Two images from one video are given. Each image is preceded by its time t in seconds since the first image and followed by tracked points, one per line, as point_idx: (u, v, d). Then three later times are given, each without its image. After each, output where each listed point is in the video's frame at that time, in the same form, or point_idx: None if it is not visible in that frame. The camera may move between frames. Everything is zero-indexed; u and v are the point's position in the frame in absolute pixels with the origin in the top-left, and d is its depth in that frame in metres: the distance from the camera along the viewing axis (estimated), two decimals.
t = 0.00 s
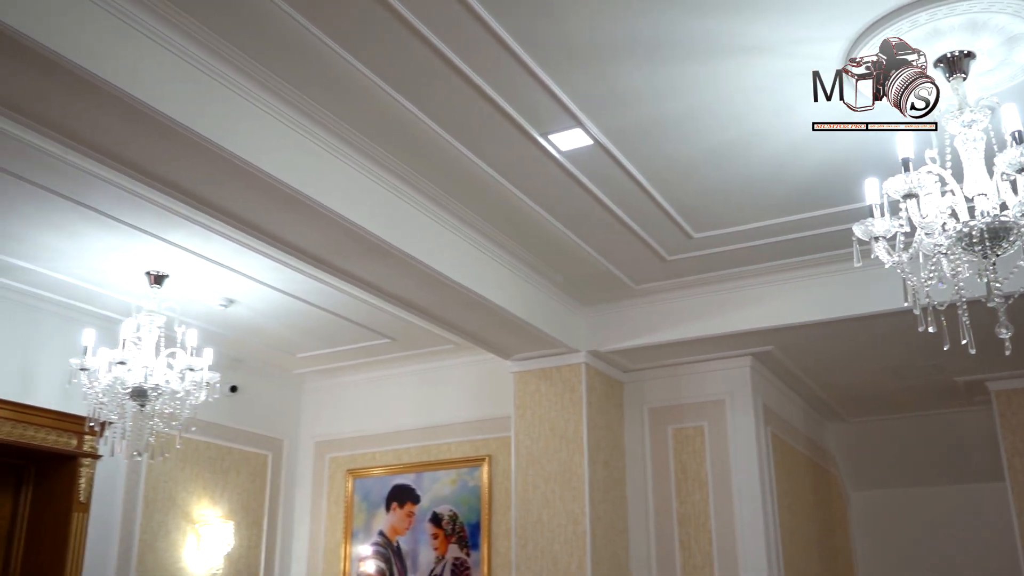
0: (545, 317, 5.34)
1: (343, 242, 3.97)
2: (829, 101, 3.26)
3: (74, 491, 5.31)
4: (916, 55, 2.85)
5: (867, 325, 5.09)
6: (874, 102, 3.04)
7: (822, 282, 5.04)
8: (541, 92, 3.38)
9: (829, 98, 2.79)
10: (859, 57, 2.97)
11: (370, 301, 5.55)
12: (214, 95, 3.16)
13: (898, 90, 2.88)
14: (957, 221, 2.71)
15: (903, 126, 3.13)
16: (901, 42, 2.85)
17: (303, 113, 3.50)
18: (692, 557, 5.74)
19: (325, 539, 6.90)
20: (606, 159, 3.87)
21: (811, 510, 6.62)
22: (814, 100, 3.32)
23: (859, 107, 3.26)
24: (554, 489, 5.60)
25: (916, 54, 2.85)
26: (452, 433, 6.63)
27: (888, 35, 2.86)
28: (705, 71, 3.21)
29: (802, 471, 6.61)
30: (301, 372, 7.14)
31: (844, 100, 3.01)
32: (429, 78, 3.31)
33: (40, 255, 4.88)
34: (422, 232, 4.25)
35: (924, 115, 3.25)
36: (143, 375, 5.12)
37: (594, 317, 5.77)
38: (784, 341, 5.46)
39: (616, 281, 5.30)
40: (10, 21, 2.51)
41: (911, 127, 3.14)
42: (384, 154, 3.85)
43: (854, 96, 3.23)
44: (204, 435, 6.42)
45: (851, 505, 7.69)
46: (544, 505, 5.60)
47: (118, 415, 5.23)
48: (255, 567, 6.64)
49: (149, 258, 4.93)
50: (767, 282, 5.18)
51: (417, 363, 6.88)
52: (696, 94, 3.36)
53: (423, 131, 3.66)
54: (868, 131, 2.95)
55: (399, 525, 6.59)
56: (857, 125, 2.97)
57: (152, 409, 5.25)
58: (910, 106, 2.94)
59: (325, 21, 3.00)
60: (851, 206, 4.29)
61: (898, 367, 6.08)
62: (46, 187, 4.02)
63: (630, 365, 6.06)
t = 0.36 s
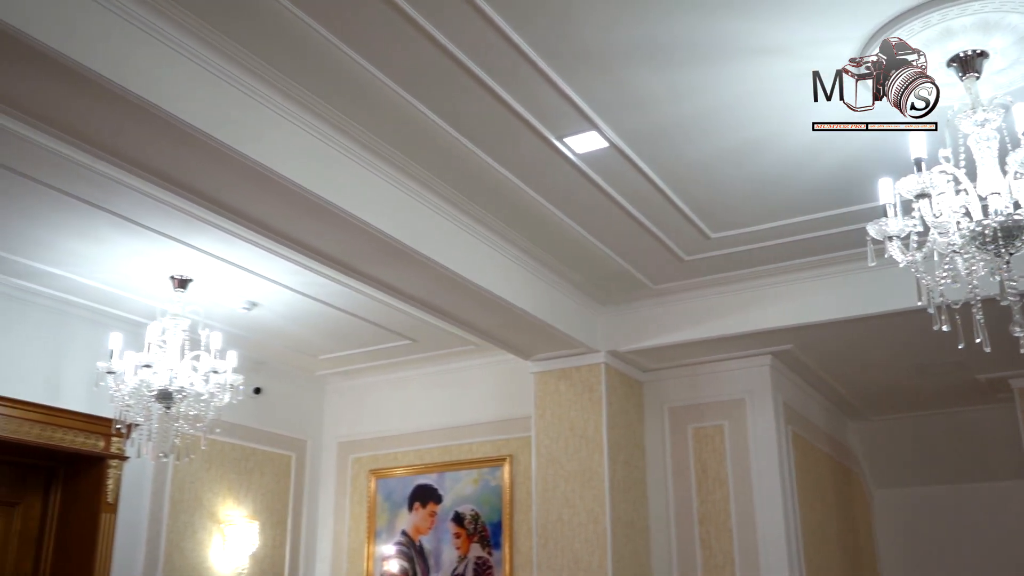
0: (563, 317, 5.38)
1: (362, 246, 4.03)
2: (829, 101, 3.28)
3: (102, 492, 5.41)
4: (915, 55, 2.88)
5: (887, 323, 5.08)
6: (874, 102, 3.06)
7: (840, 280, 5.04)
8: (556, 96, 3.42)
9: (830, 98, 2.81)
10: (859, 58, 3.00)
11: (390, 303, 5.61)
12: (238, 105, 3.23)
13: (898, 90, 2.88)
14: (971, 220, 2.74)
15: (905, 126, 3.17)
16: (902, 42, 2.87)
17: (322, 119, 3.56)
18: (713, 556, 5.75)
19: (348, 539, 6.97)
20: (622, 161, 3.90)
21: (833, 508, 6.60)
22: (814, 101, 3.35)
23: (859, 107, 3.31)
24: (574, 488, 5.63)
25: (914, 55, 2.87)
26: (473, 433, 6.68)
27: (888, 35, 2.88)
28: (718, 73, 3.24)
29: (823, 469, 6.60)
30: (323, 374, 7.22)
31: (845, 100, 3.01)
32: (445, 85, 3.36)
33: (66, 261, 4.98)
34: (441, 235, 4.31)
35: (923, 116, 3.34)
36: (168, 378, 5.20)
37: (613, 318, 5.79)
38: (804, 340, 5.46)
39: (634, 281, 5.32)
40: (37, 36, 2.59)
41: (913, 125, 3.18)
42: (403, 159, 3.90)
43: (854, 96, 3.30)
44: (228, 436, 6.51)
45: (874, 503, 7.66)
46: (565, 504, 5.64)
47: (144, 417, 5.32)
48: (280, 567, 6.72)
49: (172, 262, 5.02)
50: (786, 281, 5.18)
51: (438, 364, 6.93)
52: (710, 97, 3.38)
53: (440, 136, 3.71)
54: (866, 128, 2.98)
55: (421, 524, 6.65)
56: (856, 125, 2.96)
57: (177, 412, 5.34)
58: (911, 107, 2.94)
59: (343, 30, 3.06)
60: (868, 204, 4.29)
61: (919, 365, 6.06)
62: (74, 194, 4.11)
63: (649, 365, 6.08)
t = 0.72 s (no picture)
0: (583, 318, 5.40)
1: (383, 248, 4.08)
2: (829, 100, 3.30)
3: (130, 492, 5.51)
4: (915, 55, 2.98)
5: (908, 321, 5.07)
6: (874, 101, 3.15)
7: (861, 278, 5.03)
8: (573, 99, 3.46)
9: (830, 97, 2.87)
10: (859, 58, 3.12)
11: (412, 304, 5.66)
12: (261, 111, 3.29)
13: (898, 90, 2.97)
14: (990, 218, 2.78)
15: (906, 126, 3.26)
16: (901, 42, 2.96)
17: (343, 124, 3.62)
18: (735, 554, 5.76)
19: (372, 538, 7.04)
20: (640, 161, 3.92)
21: (856, 506, 6.58)
22: (813, 101, 3.37)
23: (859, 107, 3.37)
24: (596, 487, 5.66)
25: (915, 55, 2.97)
26: (495, 433, 6.72)
27: (888, 34, 2.98)
28: (733, 74, 3.26)
29: (846, 468, 6.58)
30: (346, 374, 7.30)
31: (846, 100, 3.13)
32: (464, 89, 3.40)
33: (93, 265, 5.07)
34: (461, 237, 4.35)
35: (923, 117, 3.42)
36: (193, 380, 5.28)
37: (633, 318, 5.81)
38: (825, 338, 5.45)
39: (654, 281, 5.34)
40: (67, 47, 2.65)
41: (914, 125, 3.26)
42: (422, 162, 3.95)
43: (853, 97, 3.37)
44: (253, 437, 6.59)
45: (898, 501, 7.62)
46: (587, 503, 5.66)
47: (170, 418, 5.41)
48: (305, 566, 6.80)
49: (196, 266, 5.10)
50: (806, 279, 5.18)
51: (460, 364, 6.98)
52: (726, 98, 3.41)
53: (460, 139, 3.75)
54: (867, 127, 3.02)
55: (444, 523, 6.70)
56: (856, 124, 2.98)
57: (203, 413, 5.42)
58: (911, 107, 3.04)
59: (363, 37, 3.11)
60: (886, 202, 4.29)
61: (942, 363, 6.04)
62: (101, 200, 4.19)
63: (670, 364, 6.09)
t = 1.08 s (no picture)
0: (602, 317, 5.40)
1: (402, 248, 4.11)
2: (828, 101, 3.32)
3: (154, 492, 5.58)
4: (915, 54, 2.96)
5: (929, 317, 5.05)
6: (874, 102, 3.11)
7: (881, 275, 5.02)
8: (589, 99, 3.48)
9: (828, 98, 2.88)
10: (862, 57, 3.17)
11: (431, 304, 5.70)
12: (281, 114, 3.34)
13: (898, 90, 2.94)
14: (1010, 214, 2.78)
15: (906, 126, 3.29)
16: (901, 42, 2.95)
17: (362, 126, 3.65)
18: (756, 552, 5.75)
19: (395, 536, 7.09)
20: (657, 160, 3.93)
21: (879, 505, 6.55)
22: (813, 100, 3.39)
23: (859, 107, 3.42)
24: (617, 485, 5.67)
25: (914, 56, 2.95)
26: (516, 432, 6.74)
27: (887, 34, 2.96)
28: (749, 73, 3.27)
29: (868, 465, 6.55)
30: (367, 374, 7.35)
31: (846, 100, 3.11)
32: (482, 90, 3.43)
33: (117, 267, 5.14)
34: (479, 236, 4.37)
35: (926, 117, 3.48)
36: (216, 380, 5.33)
37: (653, 316, 5.82)
38: (847, 335, 5.43)
39: (673, 279, 5.34)
40: (93, 54, 2.71)
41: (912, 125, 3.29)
42: (441, 163, 3.98)
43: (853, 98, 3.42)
44: (276, 437, 6.66)
45: (921, 499, 7.57)
46: (607, 501, 5.68)
47: (194, 418, 5.47)
48: (328, 565, 6.85)
49: (219, 267, 5.16)
50: (826, 277, 5.16)
51: (480, 364, 7.01)
52: (741, 96, 3.42)
53: (478, 140, 3.78)
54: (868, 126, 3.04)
55: (466, 522, 6.73)
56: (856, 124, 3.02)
57: (226, 413, 5.47)
58: (910, 107, 3.00)
59: (382, 40, 3.15)
60: (905, 198, 4.28)
61: (964, 360, 6.00)
62: (125, 203, 4.25)
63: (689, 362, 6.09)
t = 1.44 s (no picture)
0: (615, 316, 5.41)
1: (416, 249, 4.14)
2: (829, 100, 3.36)
3: (173, 491, 5.65)
4: (915, 55, 2.97)
5: (943, 315, 5.04)
6: (874, 102, 3.11)
7: (895, 272, 5.01)
8: (600, 99, 3.49)
9: (829, 98, 2.86)
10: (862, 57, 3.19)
11: (446, 304, 5.73)
12: (296, 116, 3.37)
13: (898, 90, 2.95)
14: None
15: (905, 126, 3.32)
16: (901, 42, 2.96)
17: (376, 127, 3.68)
18: (771, 550, 5.75)
19: (411, 535, 7.12)
20: (669, 160, 3.94)
21: (895, 503, 6.53)
22: (814, 101, 3.42)
23: (859, 107, 3.46)
24: (631, 484, 5.68)
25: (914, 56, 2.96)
26: (531, 432, 6.76)
27: (887, 34, 2.97)
28: (760, 72, 3.28)
29: (884, 463, 6.53)
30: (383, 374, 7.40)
31: (846, 100, 3.11)
32: (494, 91, 3.45)
33: (135, 269, 5.20)
34: (493, 236, 4.40)
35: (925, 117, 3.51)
36: (233, 380, 5.38)
37: (667, 315, 5.82)
38: (862, 333, 5.41)
39: (687, 278, 5.35)
40: (113, 59, 2.76)
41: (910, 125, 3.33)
42: (455, 163, 4.01)
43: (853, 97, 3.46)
44: (293, 436, 6.71)
45: (938, 497, 7.54)
46: (622, 499, 5.69)
47: (212, 419, 5.51)
48: (345, 563, 6.90)
49: (235, 268, 5.21)
50: (840, 274, 5.16)
51: (495, 363, 7.04)
52: (752, 95, 3.43)
53: (491, 140, 3.81)
54: (869, 125, 3.06)
55: (481, 521, 6.75)
56: (856, 124, 3.03)
57: (243, 413, 5.51)
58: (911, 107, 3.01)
59: (395, 43, 3.18)
60: (918, 195, 4.28)
61: (980, 357, 5.98)
62: (142, 205, 4.30)
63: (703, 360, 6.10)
